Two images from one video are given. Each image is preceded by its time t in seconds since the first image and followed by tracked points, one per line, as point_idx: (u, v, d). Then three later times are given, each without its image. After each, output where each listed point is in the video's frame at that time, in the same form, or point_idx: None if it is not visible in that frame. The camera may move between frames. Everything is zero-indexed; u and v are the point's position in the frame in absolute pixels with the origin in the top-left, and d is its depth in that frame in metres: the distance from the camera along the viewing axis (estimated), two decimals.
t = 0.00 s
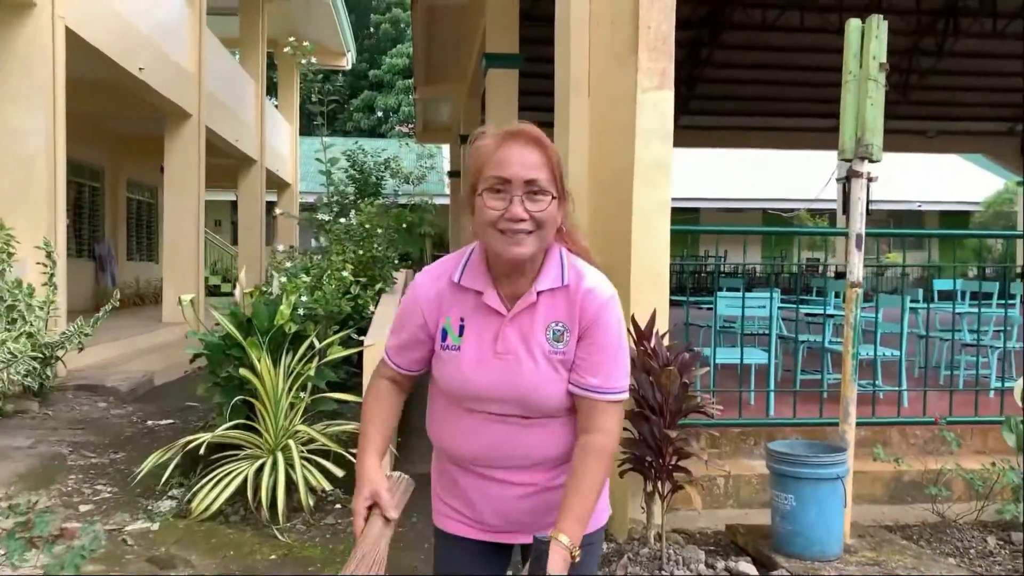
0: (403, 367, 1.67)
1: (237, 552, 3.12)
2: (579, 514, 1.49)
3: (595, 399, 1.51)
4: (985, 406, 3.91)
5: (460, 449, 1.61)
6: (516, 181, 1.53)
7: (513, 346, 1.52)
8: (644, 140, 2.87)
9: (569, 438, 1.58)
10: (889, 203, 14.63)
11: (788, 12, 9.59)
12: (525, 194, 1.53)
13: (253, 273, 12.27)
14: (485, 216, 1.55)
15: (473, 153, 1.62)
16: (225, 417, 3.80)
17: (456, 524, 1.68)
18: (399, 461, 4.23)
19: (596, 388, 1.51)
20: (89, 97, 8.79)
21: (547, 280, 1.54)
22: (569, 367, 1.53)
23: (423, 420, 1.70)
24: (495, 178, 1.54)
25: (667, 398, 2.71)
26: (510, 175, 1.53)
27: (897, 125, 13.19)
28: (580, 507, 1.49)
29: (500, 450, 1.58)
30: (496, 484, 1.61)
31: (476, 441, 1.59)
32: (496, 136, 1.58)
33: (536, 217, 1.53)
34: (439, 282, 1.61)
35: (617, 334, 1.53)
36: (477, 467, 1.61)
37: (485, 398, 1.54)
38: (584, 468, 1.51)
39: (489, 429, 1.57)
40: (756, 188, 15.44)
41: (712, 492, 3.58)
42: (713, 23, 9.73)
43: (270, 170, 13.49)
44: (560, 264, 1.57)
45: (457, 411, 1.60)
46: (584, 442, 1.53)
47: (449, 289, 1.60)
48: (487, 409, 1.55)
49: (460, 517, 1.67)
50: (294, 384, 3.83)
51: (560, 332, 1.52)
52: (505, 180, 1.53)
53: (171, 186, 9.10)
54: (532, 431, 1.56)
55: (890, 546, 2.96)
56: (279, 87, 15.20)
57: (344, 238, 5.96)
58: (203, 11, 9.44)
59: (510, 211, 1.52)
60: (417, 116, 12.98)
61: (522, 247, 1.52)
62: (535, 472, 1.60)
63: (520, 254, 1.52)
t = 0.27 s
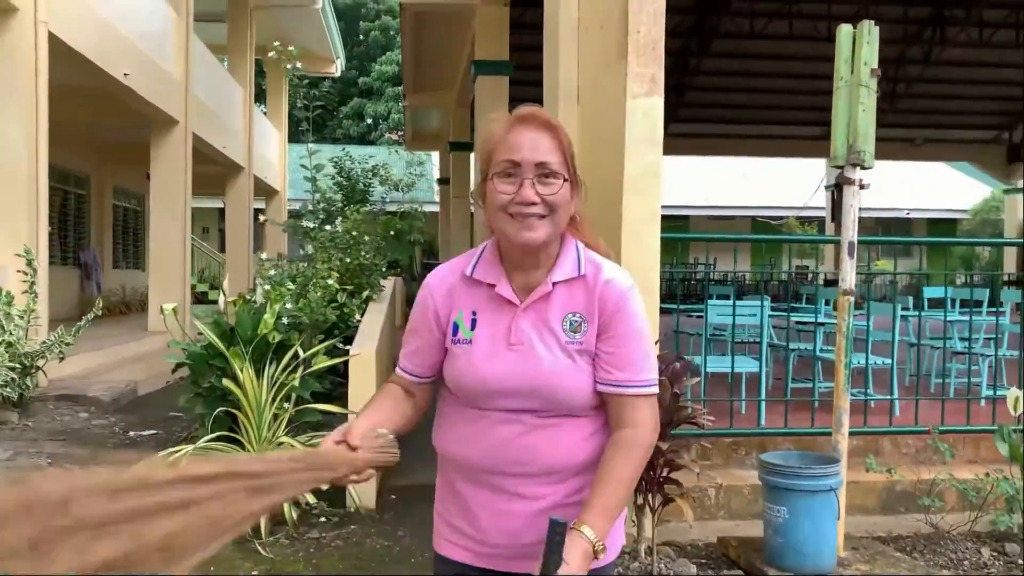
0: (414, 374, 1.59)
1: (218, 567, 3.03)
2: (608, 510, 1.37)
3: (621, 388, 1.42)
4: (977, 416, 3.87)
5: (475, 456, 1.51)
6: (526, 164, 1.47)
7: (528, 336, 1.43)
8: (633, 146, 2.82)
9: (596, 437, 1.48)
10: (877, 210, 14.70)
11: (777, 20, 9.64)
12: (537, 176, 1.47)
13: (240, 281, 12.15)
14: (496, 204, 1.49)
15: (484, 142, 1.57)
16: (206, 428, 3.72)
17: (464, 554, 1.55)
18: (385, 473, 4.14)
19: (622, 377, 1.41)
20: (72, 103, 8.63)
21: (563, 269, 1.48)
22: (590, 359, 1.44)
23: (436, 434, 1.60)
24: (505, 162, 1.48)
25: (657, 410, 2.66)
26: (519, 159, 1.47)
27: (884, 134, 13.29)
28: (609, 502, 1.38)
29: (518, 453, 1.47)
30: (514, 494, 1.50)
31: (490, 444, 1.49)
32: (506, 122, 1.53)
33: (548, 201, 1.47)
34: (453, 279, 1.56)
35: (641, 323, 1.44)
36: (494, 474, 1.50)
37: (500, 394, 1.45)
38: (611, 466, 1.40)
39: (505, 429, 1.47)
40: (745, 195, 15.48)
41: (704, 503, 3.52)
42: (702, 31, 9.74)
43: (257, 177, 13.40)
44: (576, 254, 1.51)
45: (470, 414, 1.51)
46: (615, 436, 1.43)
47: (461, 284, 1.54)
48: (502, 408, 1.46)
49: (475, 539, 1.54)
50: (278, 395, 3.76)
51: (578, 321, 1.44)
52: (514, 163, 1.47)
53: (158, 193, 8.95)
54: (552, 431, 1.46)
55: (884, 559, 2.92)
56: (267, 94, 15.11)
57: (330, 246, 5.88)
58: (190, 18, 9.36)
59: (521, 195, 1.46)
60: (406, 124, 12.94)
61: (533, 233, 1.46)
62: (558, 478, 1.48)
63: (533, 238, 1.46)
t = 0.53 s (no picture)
0: (416, 369, 1.57)
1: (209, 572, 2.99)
2: (622, 504, 1.36)
3: (631, 383, 1.40)
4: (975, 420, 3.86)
5: (477, 455, 1.48)
6: (528, 156, 1.46)
7: (533, 331, 1.41)
8: (629, 150, 2.80)
9: (604, 433, 1.46)
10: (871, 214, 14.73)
11: (772, 24, 9.67)
12: (539, 168, 1.46)
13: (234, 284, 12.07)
14: (497, 198, 1.47)
15: (485, 137, 1.56)
16: (198, 432, 3.69)
17: (465, 561, 1.52)
18: (379, 478, 4.11)
19: (631, 372, 1.39)
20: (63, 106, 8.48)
21: (567, 263, 1.47)
22: (597, 354, 1.43)
23: (437, 434, 1.57)
24: (507, 155, 1.47)
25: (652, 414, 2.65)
26: (521, 152, 1.46)
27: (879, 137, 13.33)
28: (622, 496, 1.37)
29: (523, 452, 1.44)
30: (519, 493, 1.47)
31: (493, 442, 1.46)
32: (507, 115, 1.52)
33: (549, 193, 1.45)
34: (454, 276, 1.54)
35: (649, 317, 1.42)
36: (498, 474, 1.47)
37: (504, 390, 1.42)
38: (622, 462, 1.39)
39: (510, 427, 1.44)
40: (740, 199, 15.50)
41: (700, 508, 3.50)
42: (697, 34, 9.76)
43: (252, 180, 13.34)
44: (581, 248, 1.49)
45: (473, 411, 1.48)
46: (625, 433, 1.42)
47: (463, 280, 1.52)
48: (506, 404, 1.44)
49: (478, 542, 1.51)
50: (270, 400, 3.73)
51: (583, 315, 1.43)
52: (516, 156, 1.46)
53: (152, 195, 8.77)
54: (559, 428, 1.44)
55: (882, 565, 2.90)
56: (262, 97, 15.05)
57: (324, 249, 5.84)
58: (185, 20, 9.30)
59: (525, 187, 1.45)
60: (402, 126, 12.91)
61: (538, 225, 1.45)
62: (566, 477, 1.46)
63: (537, 231, 1.45)
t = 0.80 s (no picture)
0: (410, 366, 1.51)
1: None
2: (629, 504, 1.36)
3: (635, 384, 1.40)
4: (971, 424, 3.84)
5: (477, 457, 1.45)
6: (526, 157, 1.44)
7: (534, 330, 1.40)
8: (624, 153, 2.79)
9: (607, 433, 1.45)
10: (865, 218, 14.77)
11: (766, 28, 9.70)
12: (537, 169, 1.44)
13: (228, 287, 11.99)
14: (496, 196, 1.46)
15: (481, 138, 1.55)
16: (190, 437, 3.65)
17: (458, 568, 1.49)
18: (373, 484, 4.07)
19: (635, 372, 1.40)
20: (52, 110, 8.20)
21: (568, 263, 1.47)
22: (600, 353, 1.43)
23: (432, 436, 1.54)
24: (504, 156, 1.46)
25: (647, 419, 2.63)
26: (519, 152, 1.44)
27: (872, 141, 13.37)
28: (629, 496, 1.37)
29: (525, 454, 1.42)
30: (520, 496, 1.44)
31: (494, 443, 1.43)
32: (503, 115, 1.50)
33: (550, 191, 1.44)
34: (451, 275, 1.53)
35: (651, 317, 1.43)
36: (498, 477, 1.44)
37: (506, 389, 1.40)
38: (631, 462, 1.39)
39: (511, 427, 1.42)
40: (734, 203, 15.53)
41: (696, 514, 3.48)
42: (691, 38, 9.79)
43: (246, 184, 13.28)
44: (581, 248, 1.50)
45: (471, 412, 1.45)
46: (631, 434, 1.42)
47: (461, 278, 1.51)
48: (508, 404, 1.42)
49: (476, 548, 1.47)
50: (263, 405, 3.70)
51: (584, 314, 1.43)
52: (514, 157, 1.45)
53: (144, 196, 8.48)
54: (561, 429, 1.42)
55: (878, 571, 2.89)
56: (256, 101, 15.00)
57: (318, 253, 5.82)
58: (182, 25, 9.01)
59: (523, 188, 1.43)
60: (396, 130, 12.90)
61: (538, 225, 1.44)
62: (568, 481, 1.44)
63: (537, 231, 1.44)
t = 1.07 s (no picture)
0: (406, 360, 1.46)
1: None
2: (633, 505, 1.37)
3: (639, 383, 1.40)
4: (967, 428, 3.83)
5: (476, 458, 1.41)
6: (523, 158, 1.42)
7: (537, 327, 1.38)
8: (620, 156, 2.77)
9: (609, 434, 1.45)
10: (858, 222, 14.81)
11: (760, 32, 9.72)
12: (534, 169, 1.42)
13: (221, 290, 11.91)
14: (494, 198, 1.44)
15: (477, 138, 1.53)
16: (181, 442, 3.61)
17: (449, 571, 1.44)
18: (365, 489, 4.03)
19: (639, 372, 1.40)
20: (44, 112, 8.08)
21: (569, 261, 1.45)
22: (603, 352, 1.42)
23: (426, 437, 1.50)
24: (500, 158, 1.43)
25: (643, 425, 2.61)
26: (516, 154, 1.42)
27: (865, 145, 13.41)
28: (635, 497, 1.38)
29: (528, 454, 1.39)
30: (520, 499, 1.41)
31: (495, 442, 1.39)
32: (500, 115, 1.48)
33: (550, 190, 1.43)
34: (449, 271, 1.50)
35: (654, 317, 1.43)
36: (497, 479, 1.41)
37: (509, 387, 1.37)
38: (636, 462, 1.40)
39: (513, 426, 1.39)
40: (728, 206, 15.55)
41: (691, 519, 3.46)
42: (685, 42, 9.80)
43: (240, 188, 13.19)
44: (581, 248, 1.49)
45: (471, 411, 1.42)
46: (635, 435, 1.42)
47: (460, 275, 1.49)
48: (510, 402, 1.39)
49: (471, 553, 1.43)
50: (255, 409, 3.66)
51: (588, 311, 1.42)
52: (511, 158, 1.42)
53: (135, 199, 8.35)
54: (565, 429, 1.40)
55: None
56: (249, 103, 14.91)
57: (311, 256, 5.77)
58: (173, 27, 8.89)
59: (521, 189, 1.41)
60: (390, 133, 12.87)
61: (538, 226, 1.42)
62: (569, 483, 1.41)
63: (537, 231, 1.42)
